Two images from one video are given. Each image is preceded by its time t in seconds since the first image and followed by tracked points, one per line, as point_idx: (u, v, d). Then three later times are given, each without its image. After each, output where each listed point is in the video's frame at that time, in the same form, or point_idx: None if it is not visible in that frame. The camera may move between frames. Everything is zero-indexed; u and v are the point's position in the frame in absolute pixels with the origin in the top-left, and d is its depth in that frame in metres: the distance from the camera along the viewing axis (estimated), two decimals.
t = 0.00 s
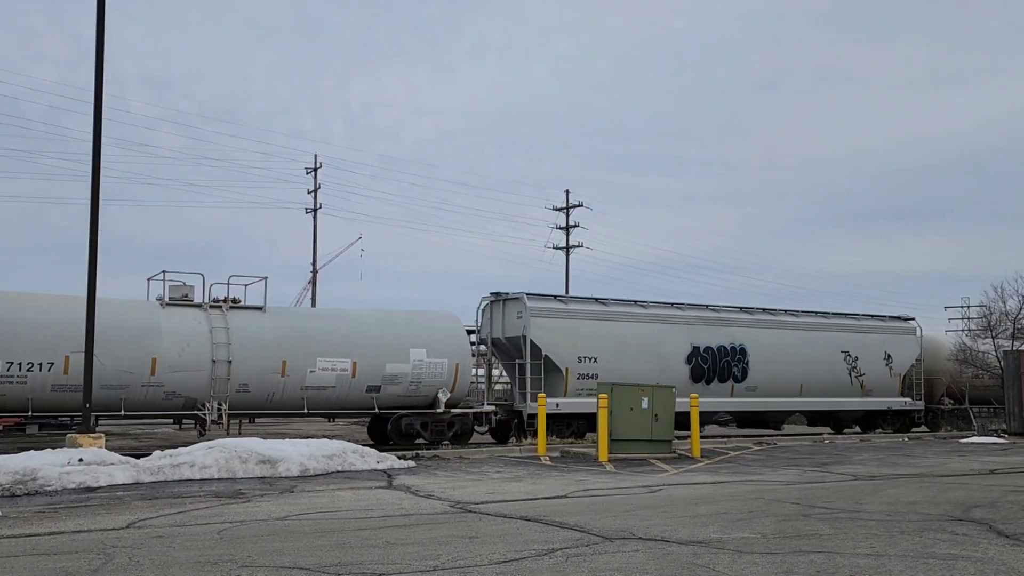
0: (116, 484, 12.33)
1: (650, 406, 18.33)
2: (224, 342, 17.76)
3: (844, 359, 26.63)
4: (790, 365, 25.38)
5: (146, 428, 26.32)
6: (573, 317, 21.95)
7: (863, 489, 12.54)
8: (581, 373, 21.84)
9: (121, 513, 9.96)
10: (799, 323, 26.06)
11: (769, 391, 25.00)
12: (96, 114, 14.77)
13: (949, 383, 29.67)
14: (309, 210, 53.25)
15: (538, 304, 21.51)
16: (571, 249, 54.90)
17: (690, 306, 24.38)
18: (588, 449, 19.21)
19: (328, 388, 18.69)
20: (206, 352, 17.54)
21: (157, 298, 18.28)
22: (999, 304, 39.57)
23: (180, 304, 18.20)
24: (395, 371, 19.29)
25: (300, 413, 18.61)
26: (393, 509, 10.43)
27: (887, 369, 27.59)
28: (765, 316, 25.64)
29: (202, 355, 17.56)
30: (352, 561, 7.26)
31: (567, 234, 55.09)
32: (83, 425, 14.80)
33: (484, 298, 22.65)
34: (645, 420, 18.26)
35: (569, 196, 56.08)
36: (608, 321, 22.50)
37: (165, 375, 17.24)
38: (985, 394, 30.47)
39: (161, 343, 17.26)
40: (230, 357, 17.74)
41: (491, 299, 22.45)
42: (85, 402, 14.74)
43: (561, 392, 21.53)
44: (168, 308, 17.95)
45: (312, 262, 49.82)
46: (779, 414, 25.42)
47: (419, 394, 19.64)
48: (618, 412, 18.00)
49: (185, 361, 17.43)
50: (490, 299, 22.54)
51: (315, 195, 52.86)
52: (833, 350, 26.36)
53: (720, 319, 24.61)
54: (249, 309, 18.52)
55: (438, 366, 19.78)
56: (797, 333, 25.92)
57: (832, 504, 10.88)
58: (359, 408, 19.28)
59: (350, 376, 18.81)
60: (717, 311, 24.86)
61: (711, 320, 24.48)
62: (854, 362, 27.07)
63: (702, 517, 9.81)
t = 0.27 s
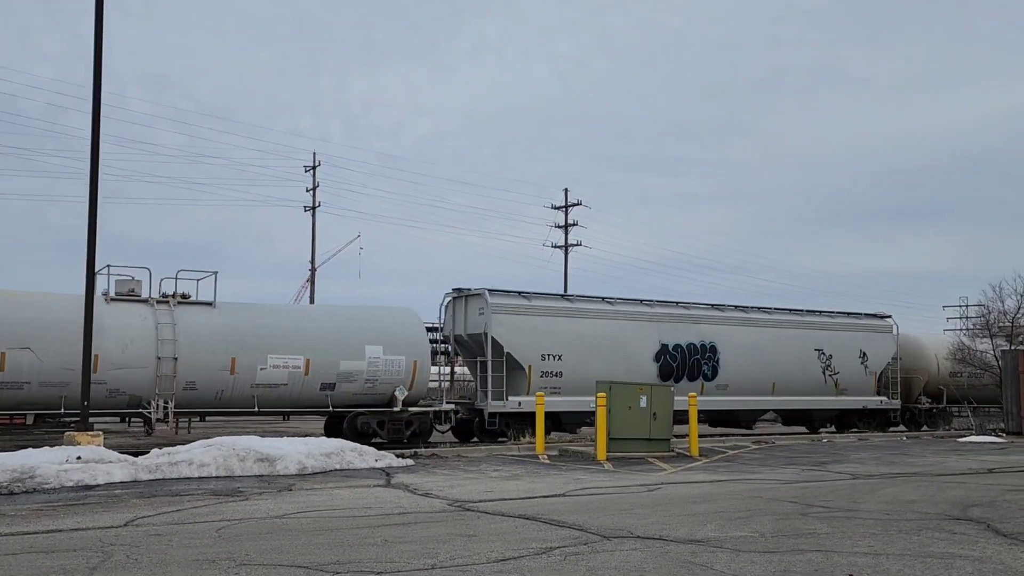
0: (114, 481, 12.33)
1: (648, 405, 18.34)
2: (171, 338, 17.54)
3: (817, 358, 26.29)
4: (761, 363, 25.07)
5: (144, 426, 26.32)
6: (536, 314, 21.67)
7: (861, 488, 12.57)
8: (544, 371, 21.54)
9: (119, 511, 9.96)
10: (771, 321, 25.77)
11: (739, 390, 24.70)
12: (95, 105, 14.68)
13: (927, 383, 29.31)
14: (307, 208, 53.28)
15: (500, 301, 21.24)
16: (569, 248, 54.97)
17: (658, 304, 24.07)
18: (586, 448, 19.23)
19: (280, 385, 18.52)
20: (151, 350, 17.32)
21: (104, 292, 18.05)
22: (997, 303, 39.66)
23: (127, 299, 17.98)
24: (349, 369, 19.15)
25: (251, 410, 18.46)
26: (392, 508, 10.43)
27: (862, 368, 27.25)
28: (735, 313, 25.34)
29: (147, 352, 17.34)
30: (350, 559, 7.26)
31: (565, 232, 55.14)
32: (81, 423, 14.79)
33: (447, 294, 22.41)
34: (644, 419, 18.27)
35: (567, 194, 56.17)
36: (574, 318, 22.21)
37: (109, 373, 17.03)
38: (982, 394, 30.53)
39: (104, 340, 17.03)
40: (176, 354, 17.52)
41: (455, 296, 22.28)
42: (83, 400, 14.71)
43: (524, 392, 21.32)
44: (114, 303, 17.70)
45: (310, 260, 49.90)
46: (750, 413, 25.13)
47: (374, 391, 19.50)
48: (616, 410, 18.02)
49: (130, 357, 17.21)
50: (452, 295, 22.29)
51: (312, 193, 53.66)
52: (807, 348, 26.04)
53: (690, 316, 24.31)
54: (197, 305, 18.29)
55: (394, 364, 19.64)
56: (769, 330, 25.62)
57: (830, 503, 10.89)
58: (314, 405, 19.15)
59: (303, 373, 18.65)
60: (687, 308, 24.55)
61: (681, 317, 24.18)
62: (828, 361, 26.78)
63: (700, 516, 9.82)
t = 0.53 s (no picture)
0: (111, 479, 12.32)
1: (645, 403, 18.36)
2: (113, 334, 17.36)
3: (790, 355, 25.69)
4: (730, 360, 24.50)
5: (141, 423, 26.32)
6: (497, 309, 21.15)
7: (858, 486, 12.60)
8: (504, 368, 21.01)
9: (115, 508, 9.95)
10: (742, 317, 25.19)
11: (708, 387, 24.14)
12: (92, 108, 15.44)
13: (903, 381, 28.74)
14: (305, 205, 53.27)
15: (459, 295, 20.74)
16: (567, 246, 55.01)
17: (625, 299, 23.53)
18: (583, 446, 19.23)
19: (229, 382, 18.36)
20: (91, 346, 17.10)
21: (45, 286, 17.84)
22: (994, 301, 39.70)
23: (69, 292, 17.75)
24: (301, 365, 19.01)
25: (196, 408, 18.29)
26: (389, 505, 10.44)
27: (836, 366, 26.63)
28: (705, 310, 24.77)
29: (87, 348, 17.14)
30: (347, 557, 7.26)
31: (562, 230, 55.17)
32: (78, 420, 14.78)
33: (408, 289, 21.95)
34: (641, 418, 18.28)
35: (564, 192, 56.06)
36: (536, 314, 21.67)
37: (46, 369, 16.82)
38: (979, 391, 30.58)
39: (42, 335, 16.82)
40: (118, 350, 17.34)
41: (415, 291, 21.81)
42: (81, 397, 14.71)
43: (483, 388, 20.81)
44: (54, 296, 17.47)
45: (307, 258, 49.94)
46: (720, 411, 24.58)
47: (327, 388, 19.35)
48: (613, 409, 18.03)
49: (70, 353, 17.03)
50: (413, 291, 21.84)
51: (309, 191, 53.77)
52: (779, 345, 25.44)
53: (658, 312, 23.76)
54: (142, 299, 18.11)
55: (347, 360, 19.52)
56: (742, 328, 25.01)
57: (827, 501, 10.91)
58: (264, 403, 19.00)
59: (252, 370, 18.51)
60: (655, 304, 23.97)
61: (648, 313, 23.63)
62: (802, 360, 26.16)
63: (697, 514, 9.83)
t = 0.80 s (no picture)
0: (107, 476, 12.31)
1: (642, 401, 18.37)
2: (51, 329, 17.37)
3: (759, 353, 25.32)
4: (698, 357, 24.14)
5: (138, 420, 26.33)
6: (455, 304, 20.81)
7: (854, 484, 12.61)
8: (463, 364, 20.63)
9: (111, 505, 9.95)
10: (710, 314, 24.85)
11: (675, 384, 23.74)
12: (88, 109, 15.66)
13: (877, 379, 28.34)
14: (303, 202, 53.32)
15: (415, 290, 20.40)
16: (564, 244, 55.04)
17: (589, 295, 23.23)
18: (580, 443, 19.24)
19: (174, 378, 18.33)
20: (28, 340, 17.13)
21: None
22: (991, 300, 39.71)
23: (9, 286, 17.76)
24: (249, 361, 18.96)
25: (140, 403, 18.27)
26: (385, 503, 10.43)
27: (807, 363, 26.25)
28: (672, 306, 24.41)
29: (24, 343, 17.13)
30: (343, 554, 7.26)
31: (560, 228, 55.17)
32: (74, 417, 14.76)
33: (366, 285, 21.62)
34: (638, 415, 18.30)
35: (562, 190, 56.44)
36: (496, 310, 21.35)
37: None
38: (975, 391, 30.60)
39: None
40: (56, 346, 17.35)
41: (373, 287, 21.59)
42: (78, 395, 14.69)
43: (440, 384, 20.37)
44: None
45: (305, 257, 50.03)
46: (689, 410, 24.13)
47: (276, 385, 19.27)
48: (610, 407, 18.04)
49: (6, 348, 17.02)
50: (370, 286, 21.50)
51: (307, 190, 53.75)
52: (748, 342, 25.09)
53: (623, 309, 23.41)
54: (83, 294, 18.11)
55: (297, 357, 19.44)
56: (709, 324, 24.65)
57: (823, 499, 10.92)
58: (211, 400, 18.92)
59: (198, 366, 18.48)
60: (621, 300, 23.66)
61: (613, 310, 23.28)
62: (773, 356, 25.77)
63: (693, 511, 9.84)
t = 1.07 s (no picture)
0: (103, 474, 12.29)
1: (639, 400, 18.37)
2: None
3: (729, 351, 24.96)
4: (664, 354, 23.78)
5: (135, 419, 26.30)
6: (413, 300, 20.42)
7: (850, 484, 12.60)
8: (419, 361, 20.23)
9: (107, 503, 9.93)
10: (679, 311, 24.49)
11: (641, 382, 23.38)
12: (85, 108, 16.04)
13: (851, 378, 27.97)
14: (300, 201, 53.30)
15: (370, 286, 20.00)
16: (560, 244, 55.11)
17: (553, 291, 22.86)
18: (576, 442, 19.24)
19: (115, 375, 17.74)
20: None
21: None
22: (986, 299, 39.74)
23: None
24: (194, 359, 18.37)
25: (79, 401, 17.72)
26: (381, 501, 10.43)
27: (779, 361, 25.89)
28: (639, 303, 24.02)
29: None
30: (340, 553, 7.25)
31: (556, 227, 55.23)
32: (71, 415, 14.74)
33: (322, 280, 21.19)
34: (634, 414, 18.30)
35: (558, 189, 56.58)
36: (455, 306, 20.97)
37: None
38: (970, 391, 30.61)
39: None
40: None
41: (328, 282, 21.13)
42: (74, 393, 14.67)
43: (395, 381, 20.01)
44: None
45: (302, 256, 50.06)
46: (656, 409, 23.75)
47: (222, 383, 18.68)
48: (607, 406, 18.03)
49: None
50: (326, 282, 21.07)
51: (305, 188, 53.74)
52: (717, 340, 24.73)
53: (588, 305, 23.03)
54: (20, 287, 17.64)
55: (245, 354, 18.82)
56: (677, 321, 24.27)
57: (819, 498, 10.92)
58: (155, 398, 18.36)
59: (141, 364, 17.90)
60: (587, 297, 23.32)
61: (578, 307, 22.90)
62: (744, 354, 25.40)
63: (689, 510, 9.83)
